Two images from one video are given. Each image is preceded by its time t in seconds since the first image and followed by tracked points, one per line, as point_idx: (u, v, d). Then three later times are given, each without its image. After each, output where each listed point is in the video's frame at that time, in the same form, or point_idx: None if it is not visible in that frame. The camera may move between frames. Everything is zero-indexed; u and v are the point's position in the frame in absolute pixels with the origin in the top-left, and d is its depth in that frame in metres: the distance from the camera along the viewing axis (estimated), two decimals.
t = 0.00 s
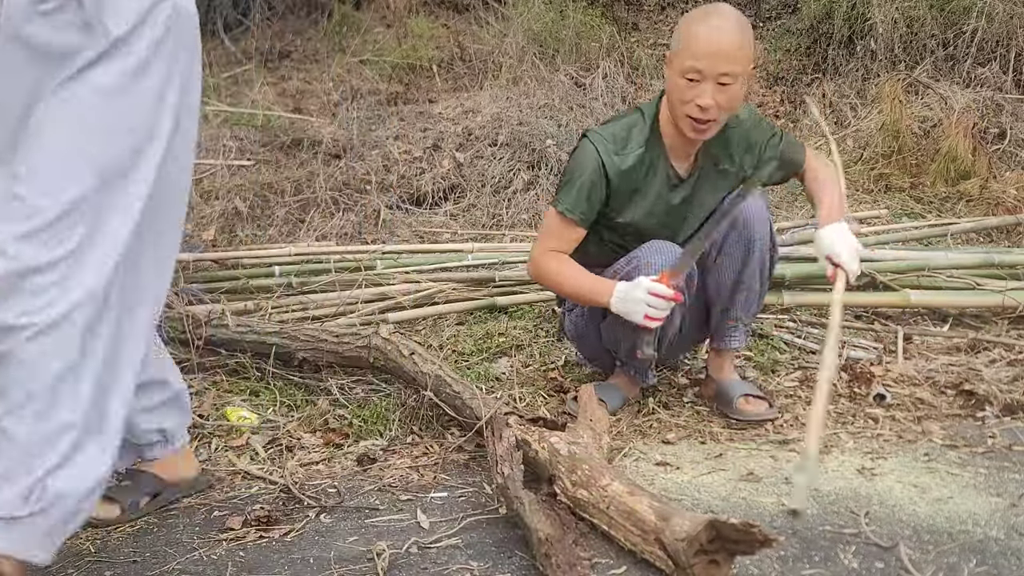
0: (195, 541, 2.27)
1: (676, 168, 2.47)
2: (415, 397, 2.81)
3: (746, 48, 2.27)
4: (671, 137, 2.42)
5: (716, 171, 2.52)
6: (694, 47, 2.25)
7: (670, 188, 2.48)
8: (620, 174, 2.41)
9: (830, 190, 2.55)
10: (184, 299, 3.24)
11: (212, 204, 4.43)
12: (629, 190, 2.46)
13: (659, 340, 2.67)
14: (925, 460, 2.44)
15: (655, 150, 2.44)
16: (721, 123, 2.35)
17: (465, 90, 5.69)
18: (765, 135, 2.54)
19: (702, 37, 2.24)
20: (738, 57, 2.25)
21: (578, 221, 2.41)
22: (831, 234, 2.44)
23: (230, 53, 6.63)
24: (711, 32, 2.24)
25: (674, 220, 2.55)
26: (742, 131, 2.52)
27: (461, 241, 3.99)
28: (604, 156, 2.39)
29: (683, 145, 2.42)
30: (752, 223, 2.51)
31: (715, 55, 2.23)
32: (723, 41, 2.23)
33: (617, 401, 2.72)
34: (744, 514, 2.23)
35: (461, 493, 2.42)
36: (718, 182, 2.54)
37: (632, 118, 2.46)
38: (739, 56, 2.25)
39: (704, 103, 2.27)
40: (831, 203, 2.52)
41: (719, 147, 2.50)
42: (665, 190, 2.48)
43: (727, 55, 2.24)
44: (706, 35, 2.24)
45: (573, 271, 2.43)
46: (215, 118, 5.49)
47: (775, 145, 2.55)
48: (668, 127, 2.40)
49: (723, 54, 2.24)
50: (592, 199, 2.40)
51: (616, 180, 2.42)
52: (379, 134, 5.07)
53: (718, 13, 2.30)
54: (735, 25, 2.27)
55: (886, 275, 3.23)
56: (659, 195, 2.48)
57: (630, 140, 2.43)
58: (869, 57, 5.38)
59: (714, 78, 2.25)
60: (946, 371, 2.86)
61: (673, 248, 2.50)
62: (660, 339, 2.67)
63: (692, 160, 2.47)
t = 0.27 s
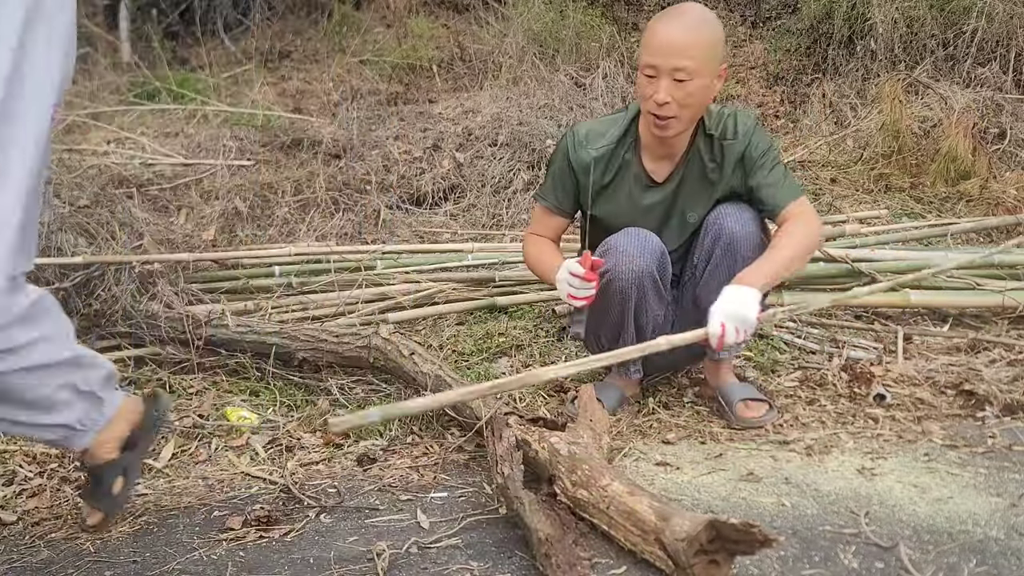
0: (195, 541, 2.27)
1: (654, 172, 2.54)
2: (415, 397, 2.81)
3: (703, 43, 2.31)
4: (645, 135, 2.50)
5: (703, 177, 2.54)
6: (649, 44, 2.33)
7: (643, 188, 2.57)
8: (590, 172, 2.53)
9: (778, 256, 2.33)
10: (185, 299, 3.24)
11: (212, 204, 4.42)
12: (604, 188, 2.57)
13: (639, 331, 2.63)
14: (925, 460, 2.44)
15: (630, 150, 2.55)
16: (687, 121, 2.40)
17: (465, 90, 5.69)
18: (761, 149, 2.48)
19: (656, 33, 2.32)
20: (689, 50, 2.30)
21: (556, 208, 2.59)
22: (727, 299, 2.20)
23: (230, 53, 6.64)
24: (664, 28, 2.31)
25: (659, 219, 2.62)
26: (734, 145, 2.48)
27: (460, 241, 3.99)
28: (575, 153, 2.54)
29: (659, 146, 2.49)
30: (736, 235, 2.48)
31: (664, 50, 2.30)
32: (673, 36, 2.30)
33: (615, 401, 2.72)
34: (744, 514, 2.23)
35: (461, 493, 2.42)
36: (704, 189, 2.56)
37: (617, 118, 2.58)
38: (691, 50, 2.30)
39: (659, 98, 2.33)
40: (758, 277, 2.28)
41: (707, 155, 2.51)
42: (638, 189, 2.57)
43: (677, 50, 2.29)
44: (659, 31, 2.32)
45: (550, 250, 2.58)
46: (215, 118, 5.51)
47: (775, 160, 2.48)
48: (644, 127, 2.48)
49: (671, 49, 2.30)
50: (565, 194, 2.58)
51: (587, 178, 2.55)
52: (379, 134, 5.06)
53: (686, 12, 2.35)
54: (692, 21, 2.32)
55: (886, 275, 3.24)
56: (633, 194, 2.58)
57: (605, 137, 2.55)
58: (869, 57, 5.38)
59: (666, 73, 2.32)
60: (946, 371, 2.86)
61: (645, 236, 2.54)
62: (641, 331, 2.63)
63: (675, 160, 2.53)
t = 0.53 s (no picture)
0: (195, 541, 2.27)
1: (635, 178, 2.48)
2: (415, 398, 2.81)
3: (681, 58, 2.21)
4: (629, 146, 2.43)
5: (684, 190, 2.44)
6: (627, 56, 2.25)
7: (626, 193, 2.51)
8: (574, 170, 2.52)
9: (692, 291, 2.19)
10: (185, 299, 3.24)
11: (213, 204, 4.43)
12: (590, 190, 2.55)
13: (623, 318, 2.62)
14: (925, 461, 2.44)
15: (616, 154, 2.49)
16: (667, 135, 2.30)
17: (465, 90, 5.69)
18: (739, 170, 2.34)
19: (635, 45, 2.23)
20: (664, 65, 2.20)
21: (552, 208, 2.61)
22: (621, 350, 2.11)
23: (230, 53, 6.64)
24: (644, 41, 2.22)
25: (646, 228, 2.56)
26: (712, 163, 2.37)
27: (460, 241, 3.99)
28: (565, 152, 2.54)
29: (640, 156, 2.41)
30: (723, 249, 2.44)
31: (639, 64, 2.22)
32: (649, 51, 2.21)
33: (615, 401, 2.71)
34: (744, 514, 2.23)
35: (461, 493, 2.42)
36: (684, 202, 2.45)
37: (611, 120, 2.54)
38: (666, 64, 2.20)
39: (635, 112, 2.25)
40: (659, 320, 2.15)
41: (687, 168, 2.41)
42: (620, 194, 2.51)
43: (651, 64, 2.20)
44: (637, 45, 2.23)
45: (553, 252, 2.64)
46: (215, 118, 5.52)
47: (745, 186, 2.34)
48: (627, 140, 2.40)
49: (646, 63, 2.21)
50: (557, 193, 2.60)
51: (573, 176, 2.54)
52: (379, 134, 5.06)
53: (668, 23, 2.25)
54: (672, 35, 2.23)
55: (886, 276, 3.23)
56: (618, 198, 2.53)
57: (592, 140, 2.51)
58: (869, 57, 5.38)
59: (643, 88, 2.23)
60: (947, 371, 2.86)
61: (623, 223, 2.51)
62: (625, 319, 2.62)
63: (658, 170, 2.44)
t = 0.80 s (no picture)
0: (195, 541, 2.27)
1: (630, 185, 2.48)
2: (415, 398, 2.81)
3: (682, 68, 2.15)
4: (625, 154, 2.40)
5: (683, 196, 2.44)
6: (622, 71, 2.15)
7: (619, 200, 2.52)
8: (571, 181, 2.50)
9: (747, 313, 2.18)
10: (185, 299, 3.24)
11: (213, 204, 4.43)
12: (587, 198, 2.54)
13: (617, 315, 2.61)
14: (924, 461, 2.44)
15: (611, 162, 2.48)
16: (668, 142, 2.27)
17: (465, 90, 5.69)
18: (746, 181, 2.36)
19: (633, 60, 2.13)
20: (666, 78, 2.12)
21: (546, 221, 2.57)
22: (692, 396, 2.04)
23: (230, 53, 6.64)
24: (640, 54, 2.13)
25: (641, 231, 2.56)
26: (716, 173, 2.36)
27: (460, 241, 3.98)
28: (559, 163, 2.52)
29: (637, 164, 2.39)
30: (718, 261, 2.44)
31: (640, 80, 2.13)
32: (648, 66, 2.12)
33: (614, 400, 2.69)
34: (745, 514, 2.23)
35: (461, 493, 2.42)
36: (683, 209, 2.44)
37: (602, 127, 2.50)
38: (668, 77, 2.13)
39: (641, 127, 2.18)
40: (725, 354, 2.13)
41: (687, 177, 2.41)
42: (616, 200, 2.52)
43: (653, 79, 2.12)
44: (632, 58, 2.13)
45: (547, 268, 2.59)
46: (215, 118, 5.52)
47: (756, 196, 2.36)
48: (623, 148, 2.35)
49: (648, 79, 2.12)
50: (552, 204, 2.56)
51: (569, 187, 2.51)
52: (379, 134, 5.06)
53: (659, 30, 2.17)
54: (666, 43, 2.14)
55: (886, 276, 3.23)
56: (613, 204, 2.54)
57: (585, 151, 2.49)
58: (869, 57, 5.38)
59: (649, 103, 2.15)
60: (947, 371, 2.86)
61: (617, 219, 2.52)
62: (619, 315, 2.61)
63: (652, 175, 2.43)
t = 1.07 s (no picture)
0: (194, 541, 2.26)
1: (638, 190, 2.45)
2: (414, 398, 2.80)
3: (688, 68, 2.10)
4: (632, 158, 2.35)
5: (693, 201, 2.42)
6: (628, 76, 2.10)
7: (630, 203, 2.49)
8: (584, 191, 2.44)
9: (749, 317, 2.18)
10: (184, 298, 3.23)
11: (212, 203, 4.41)
12: (596, 205, 2.49)
13: (624, 313, 2.61)
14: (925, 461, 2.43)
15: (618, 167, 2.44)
16: (678, 142, 2.22)
17: (465, 89, 5.68)
18: (756, 187, 2.35)
19: (636, 64, 2.09)
20: (674, 79, 2.08)
21: (557, 235, 2.43)
22: (692, 406, 2.05)
23: (229, 52, 6.63)
24: (643, 59, 2.08)
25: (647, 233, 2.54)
26: (728, 179, 2.34)
27: (460, 241, 3.97)
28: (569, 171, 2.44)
29: (645, 170, 2.36)
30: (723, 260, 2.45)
31: (648, 84, 2.08)
32: (653, 69, 2.07)
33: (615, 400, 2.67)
34: (745, 514, 2.22)
35: (461, 494, 2.41)
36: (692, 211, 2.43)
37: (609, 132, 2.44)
38: (676, 78, 2.08)
39: (652, 131, 2.14)
40: (726, 362, 2.13)
41: (697, 180, 2.39)
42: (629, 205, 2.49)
43: (661, 81, 2.07)
44: (637, 61, 2.08)
45: (562, 296, 2.39)
46: (214, 118, 5.51)
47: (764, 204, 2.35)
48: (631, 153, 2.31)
49: (656, 81, 2.07)
50: (564, 217, 2.44)
51: (580, 196, 2.44)
52: (379, 133, 5.05)
53: (661, 32, 2.11)
54: (668, 45, 2.09)
55: (886, 275, 3.22)
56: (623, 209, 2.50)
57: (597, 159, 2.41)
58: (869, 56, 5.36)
59: (658, 106, 2.11)
60: (947, 371, 2.85)
61: (628, 220, 2.49)
62: (625, 314, 2.61)
63: (661, 179, 2.40)
